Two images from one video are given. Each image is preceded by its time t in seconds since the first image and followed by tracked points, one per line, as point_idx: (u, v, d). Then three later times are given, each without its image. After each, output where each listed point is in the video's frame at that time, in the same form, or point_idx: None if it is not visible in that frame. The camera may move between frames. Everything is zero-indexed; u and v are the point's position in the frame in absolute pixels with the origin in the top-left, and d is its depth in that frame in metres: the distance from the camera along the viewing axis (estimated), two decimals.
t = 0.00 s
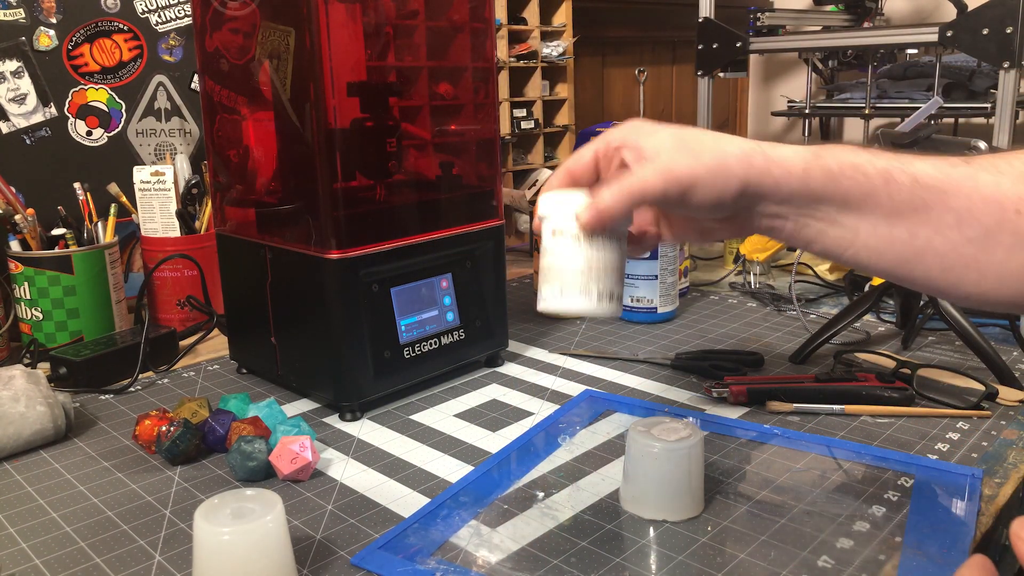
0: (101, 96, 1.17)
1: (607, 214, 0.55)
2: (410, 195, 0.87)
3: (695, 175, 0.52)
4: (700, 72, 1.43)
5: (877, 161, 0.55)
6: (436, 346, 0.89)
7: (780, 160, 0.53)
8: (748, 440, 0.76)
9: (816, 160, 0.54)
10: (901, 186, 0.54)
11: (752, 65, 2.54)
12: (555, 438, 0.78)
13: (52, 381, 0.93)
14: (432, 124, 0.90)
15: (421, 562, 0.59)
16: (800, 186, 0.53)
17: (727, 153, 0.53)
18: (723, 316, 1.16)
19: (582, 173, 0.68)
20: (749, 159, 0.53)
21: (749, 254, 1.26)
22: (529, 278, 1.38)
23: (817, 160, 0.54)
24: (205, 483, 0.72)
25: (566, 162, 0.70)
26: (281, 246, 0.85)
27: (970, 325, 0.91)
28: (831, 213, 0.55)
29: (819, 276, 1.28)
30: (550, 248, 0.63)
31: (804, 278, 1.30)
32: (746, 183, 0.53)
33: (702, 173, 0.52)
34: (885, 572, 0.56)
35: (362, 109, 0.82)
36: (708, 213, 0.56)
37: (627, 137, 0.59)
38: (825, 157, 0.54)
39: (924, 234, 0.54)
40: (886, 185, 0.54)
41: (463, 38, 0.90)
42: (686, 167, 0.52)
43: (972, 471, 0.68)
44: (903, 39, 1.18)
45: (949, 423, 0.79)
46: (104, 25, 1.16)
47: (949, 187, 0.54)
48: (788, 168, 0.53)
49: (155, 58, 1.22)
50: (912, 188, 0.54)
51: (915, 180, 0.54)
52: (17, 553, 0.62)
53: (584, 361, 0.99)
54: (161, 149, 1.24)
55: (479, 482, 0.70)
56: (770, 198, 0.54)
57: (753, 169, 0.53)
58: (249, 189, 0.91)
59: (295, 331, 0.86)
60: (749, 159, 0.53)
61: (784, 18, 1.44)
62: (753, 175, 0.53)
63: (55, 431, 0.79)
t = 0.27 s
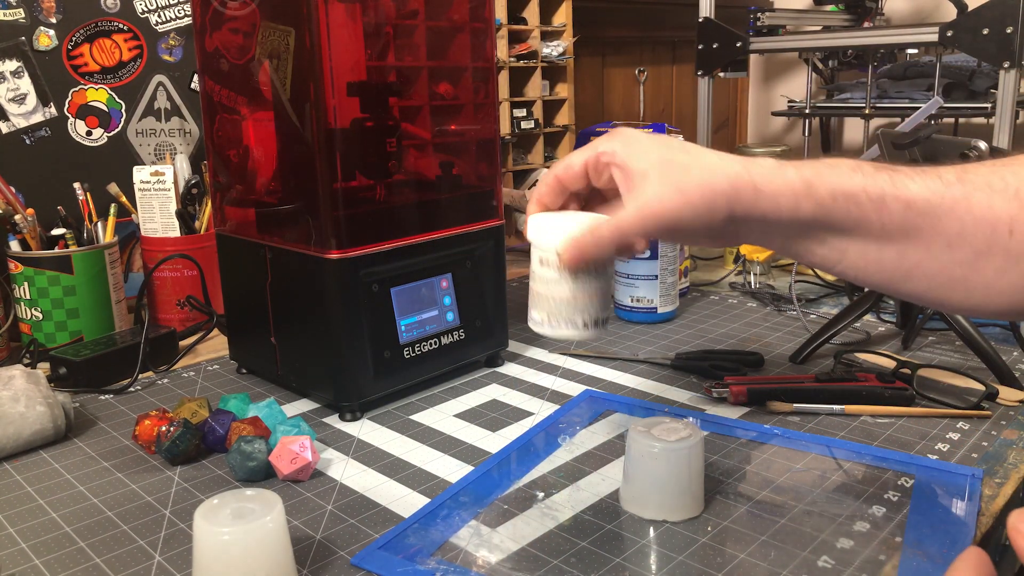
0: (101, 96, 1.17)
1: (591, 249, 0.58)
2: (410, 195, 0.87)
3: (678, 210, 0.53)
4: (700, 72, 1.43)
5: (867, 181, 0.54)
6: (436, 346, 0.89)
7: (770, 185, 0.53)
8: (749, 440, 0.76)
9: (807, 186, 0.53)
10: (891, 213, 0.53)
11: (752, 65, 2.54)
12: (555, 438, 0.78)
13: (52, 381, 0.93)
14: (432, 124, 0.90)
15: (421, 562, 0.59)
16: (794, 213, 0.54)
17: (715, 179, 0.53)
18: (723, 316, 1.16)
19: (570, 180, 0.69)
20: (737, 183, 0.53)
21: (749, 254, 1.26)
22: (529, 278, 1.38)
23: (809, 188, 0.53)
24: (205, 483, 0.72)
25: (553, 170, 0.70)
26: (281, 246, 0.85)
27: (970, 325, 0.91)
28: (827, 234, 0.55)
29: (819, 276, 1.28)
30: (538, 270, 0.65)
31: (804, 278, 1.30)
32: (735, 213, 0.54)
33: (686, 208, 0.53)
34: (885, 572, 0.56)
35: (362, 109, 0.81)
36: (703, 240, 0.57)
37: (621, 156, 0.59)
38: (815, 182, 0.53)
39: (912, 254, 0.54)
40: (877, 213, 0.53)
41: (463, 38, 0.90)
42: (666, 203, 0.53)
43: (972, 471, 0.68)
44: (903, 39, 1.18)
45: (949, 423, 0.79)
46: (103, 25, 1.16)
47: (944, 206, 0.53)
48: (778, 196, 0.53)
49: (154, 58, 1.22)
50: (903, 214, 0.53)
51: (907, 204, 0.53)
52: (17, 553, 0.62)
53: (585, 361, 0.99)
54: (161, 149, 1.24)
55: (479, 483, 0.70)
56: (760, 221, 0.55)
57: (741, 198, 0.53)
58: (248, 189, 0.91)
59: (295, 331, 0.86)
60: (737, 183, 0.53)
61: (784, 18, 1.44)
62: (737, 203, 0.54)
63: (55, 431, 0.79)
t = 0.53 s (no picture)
0: (101, 96, 1.17)
1: (625, 219, 0.56)
2: (410, 195, 0.87)
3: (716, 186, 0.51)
4: (700, 72, 1.43)
5: (891, 169, 0.49)
6: (436, 346, 0.89)
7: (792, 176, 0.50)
8: (748, 440, 0.76)
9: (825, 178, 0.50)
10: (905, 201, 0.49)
11: (752, 65, 2.54)
12: (555, 438, 0.78)
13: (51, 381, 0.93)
14: (432, 124, 0.90)
15: (421, 562, 0.59)
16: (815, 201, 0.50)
17: (741, 163, 0.51)
18: (723, 316, 1.16)
19: (604, 173, 0.64)
20: (765, 174, 0.50)
21: (749, 254, 1.26)
22: (529, 278, 1.38)
23: (830, 172, 0.50)
24: (205, 483, 0.72)
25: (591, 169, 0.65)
26: (281, 246, 0.85)
27: (970, 325, 0.91)
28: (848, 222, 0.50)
29: (819, 276, 1.28)
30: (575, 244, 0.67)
31: (804, 278, 1.30)
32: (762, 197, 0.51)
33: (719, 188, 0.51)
34: (885, 572, 0.56)
35: (362, 109, 0.81)
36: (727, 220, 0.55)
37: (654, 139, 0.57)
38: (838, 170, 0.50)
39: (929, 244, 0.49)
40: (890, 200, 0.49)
41: (463, 38, 0.90)
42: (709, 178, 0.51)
43: (971, 471, 0.68)
44: (903, 39, 1.18)
45: (949, 423, 0.79)
46: (103, 25, 1.16)
47: (967, 195, 0.48)
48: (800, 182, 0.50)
49: (154, 58, 1.22)
50: (925, 201, 0.48)
51: (927, 191, 0.48)
52: (17, 553, 0.62)
53: (584, 361, 0.99)
54: (161, 149, 1.24)
55: (479, 483, 0.70)
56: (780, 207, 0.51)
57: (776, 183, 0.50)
58: (248, 189, 0.91)
59: (295, 332, 0.86)
60: (763, 172, 0.50)
61: (784, 18, 1.44)
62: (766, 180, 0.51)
63: (55, 431, 0.79)
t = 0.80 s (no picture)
0: (101, 96, 1.17)
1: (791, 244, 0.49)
2: (410, 195, 0.87)
3: (875, 200, 0.43)
4: (700, 72, 1.43)
5: None
6: (436, 346, 0.89)
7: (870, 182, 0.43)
8: (748, 440, 0.76)
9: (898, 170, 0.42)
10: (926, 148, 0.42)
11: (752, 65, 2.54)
12: (555, 438, 0.78)
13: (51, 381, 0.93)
14: (432, 124, 0.90)
15: (421, 562, 0.59)
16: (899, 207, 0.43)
17: (906, 159, 0.43)
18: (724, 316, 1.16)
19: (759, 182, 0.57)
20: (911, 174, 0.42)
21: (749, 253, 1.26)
22: (529, 278, 1.38)
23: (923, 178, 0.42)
24: (205, 483, 0.72)
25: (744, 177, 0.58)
26: (281, 246, 0.85)
27: (971, 326, 0.91)
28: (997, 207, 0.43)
29: (820, 276, 1.28)
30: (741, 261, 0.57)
31: (805, 277, 1.30)
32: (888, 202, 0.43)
33: (884, 194, 0.43)
34: (885, 572, 0.56)
35: (362, 110, 0.81)
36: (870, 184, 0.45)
37: (802, 136, 0.50)
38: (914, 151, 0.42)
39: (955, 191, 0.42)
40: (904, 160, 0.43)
41: (463, 38, 0.90)
42: (860, 190, 0.43)
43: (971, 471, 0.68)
44: (902, 40, 1.18)
45: (949, 423, 0.79)
46: (104, 25, 1.16)
47: None
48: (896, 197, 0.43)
49: (154, 58, 1.22)
50: None
51: None
52: (17, 553, 0.62)
53: (585, 361, 0.99)
54: (161, 149, 1.24)
55: (479, 483, 0.70)
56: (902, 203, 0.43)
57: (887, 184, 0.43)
58: (249, 188, 0.91)
59: (296, 332, 0.86)
60: (928, 166, 0.42)
61: (784, 18, 1.44)
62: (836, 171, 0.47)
63: (55, 431, 0.79)
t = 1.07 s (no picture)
0: (101, 96, 1.17)
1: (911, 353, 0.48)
2: (410, 196, 0.87)
3: (985, 304, 0.44)
4: (700, 72, 1.43)
5: None
6: (436, 346, 0.89)
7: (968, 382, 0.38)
8: (748, 440, 0.76)
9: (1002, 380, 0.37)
10: None
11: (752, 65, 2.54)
12: (555, 438, 0.78)
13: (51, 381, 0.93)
14: (432, 124, 0.90)
15: (421, 562, 0.59)
16: (1016, 306, 0.44)
17: (1004, 260, 0.44)
18: (723, 316, 1.16)
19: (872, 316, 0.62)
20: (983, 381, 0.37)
21: (749, 253, 1.26)
22: (529, 278, 1.38)
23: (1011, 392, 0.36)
24: (205, 482, 0.72)
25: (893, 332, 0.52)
26: (281, 246, 0.85)
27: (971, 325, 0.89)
28: None
29: (819, 276, 1.28)
30: (866, 379, 0.66)
31: (805, 277, 1.30)
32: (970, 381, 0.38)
33: (999, 293, 0.44)
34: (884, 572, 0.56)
35: (362, 110, 0.82)
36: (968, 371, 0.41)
37: (910, 260, 0.52)
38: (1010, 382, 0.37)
39: None
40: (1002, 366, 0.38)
41: (463, 38, 0.90)
42: (968, 297, 0.44)
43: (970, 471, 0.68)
44: (902, 40, 1.18)
45: (949, 423, 0.79)
46: (104, 25, 1.16)
47: None
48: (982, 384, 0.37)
49: (155, 58, 1.22)
50: None
51: None
52: (18, 553, 0.62)
53: (584, 361, 0.99)
54: (162, 149, 1.24)
55: (479, 483, 0.70)
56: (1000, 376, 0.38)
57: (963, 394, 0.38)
58: (249, 189, 0.91)
59: (296, 332, 0.86)
60: None
61: (784, 18, 1.44)
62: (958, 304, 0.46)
63: (55, 431, 0.79)
